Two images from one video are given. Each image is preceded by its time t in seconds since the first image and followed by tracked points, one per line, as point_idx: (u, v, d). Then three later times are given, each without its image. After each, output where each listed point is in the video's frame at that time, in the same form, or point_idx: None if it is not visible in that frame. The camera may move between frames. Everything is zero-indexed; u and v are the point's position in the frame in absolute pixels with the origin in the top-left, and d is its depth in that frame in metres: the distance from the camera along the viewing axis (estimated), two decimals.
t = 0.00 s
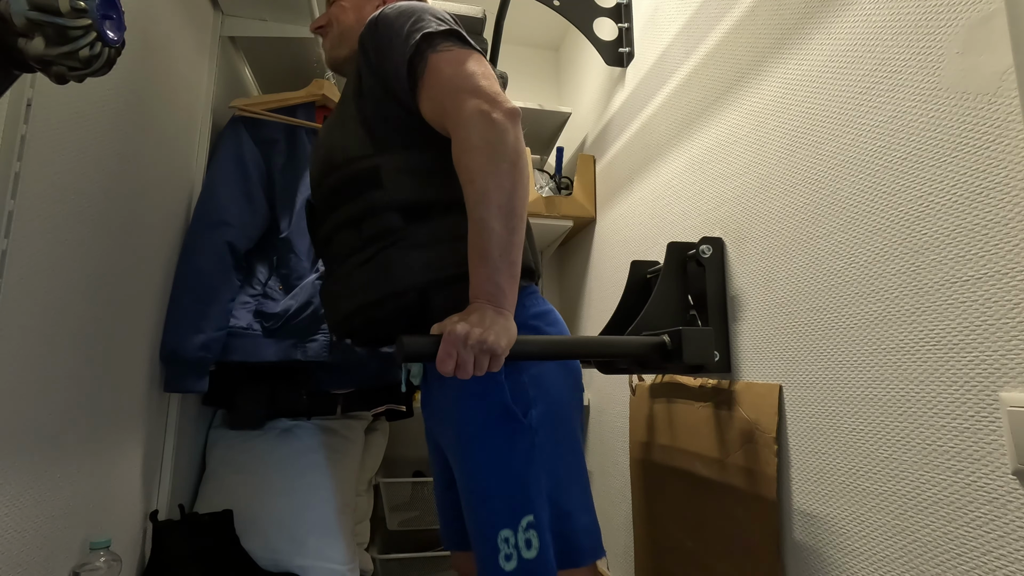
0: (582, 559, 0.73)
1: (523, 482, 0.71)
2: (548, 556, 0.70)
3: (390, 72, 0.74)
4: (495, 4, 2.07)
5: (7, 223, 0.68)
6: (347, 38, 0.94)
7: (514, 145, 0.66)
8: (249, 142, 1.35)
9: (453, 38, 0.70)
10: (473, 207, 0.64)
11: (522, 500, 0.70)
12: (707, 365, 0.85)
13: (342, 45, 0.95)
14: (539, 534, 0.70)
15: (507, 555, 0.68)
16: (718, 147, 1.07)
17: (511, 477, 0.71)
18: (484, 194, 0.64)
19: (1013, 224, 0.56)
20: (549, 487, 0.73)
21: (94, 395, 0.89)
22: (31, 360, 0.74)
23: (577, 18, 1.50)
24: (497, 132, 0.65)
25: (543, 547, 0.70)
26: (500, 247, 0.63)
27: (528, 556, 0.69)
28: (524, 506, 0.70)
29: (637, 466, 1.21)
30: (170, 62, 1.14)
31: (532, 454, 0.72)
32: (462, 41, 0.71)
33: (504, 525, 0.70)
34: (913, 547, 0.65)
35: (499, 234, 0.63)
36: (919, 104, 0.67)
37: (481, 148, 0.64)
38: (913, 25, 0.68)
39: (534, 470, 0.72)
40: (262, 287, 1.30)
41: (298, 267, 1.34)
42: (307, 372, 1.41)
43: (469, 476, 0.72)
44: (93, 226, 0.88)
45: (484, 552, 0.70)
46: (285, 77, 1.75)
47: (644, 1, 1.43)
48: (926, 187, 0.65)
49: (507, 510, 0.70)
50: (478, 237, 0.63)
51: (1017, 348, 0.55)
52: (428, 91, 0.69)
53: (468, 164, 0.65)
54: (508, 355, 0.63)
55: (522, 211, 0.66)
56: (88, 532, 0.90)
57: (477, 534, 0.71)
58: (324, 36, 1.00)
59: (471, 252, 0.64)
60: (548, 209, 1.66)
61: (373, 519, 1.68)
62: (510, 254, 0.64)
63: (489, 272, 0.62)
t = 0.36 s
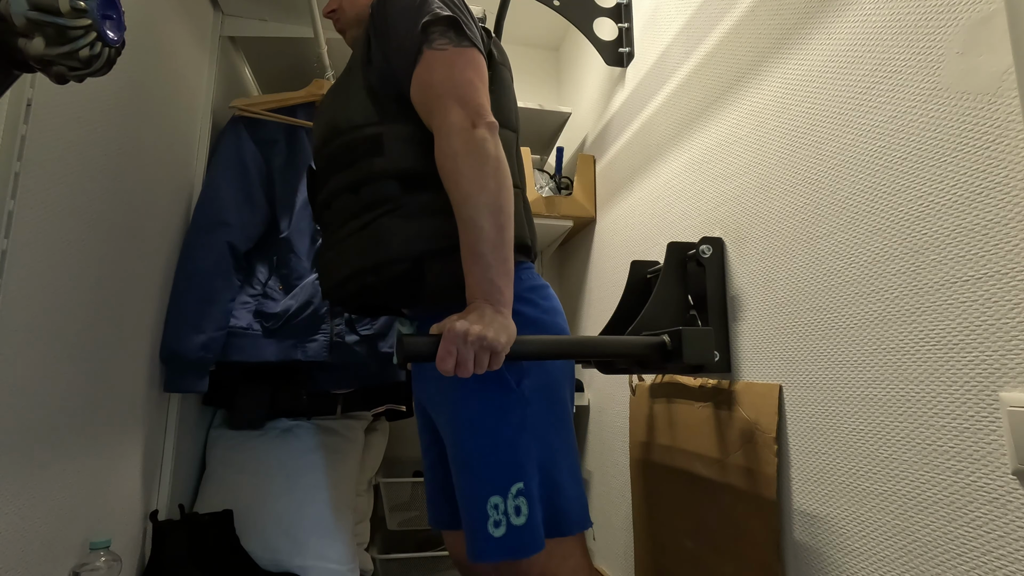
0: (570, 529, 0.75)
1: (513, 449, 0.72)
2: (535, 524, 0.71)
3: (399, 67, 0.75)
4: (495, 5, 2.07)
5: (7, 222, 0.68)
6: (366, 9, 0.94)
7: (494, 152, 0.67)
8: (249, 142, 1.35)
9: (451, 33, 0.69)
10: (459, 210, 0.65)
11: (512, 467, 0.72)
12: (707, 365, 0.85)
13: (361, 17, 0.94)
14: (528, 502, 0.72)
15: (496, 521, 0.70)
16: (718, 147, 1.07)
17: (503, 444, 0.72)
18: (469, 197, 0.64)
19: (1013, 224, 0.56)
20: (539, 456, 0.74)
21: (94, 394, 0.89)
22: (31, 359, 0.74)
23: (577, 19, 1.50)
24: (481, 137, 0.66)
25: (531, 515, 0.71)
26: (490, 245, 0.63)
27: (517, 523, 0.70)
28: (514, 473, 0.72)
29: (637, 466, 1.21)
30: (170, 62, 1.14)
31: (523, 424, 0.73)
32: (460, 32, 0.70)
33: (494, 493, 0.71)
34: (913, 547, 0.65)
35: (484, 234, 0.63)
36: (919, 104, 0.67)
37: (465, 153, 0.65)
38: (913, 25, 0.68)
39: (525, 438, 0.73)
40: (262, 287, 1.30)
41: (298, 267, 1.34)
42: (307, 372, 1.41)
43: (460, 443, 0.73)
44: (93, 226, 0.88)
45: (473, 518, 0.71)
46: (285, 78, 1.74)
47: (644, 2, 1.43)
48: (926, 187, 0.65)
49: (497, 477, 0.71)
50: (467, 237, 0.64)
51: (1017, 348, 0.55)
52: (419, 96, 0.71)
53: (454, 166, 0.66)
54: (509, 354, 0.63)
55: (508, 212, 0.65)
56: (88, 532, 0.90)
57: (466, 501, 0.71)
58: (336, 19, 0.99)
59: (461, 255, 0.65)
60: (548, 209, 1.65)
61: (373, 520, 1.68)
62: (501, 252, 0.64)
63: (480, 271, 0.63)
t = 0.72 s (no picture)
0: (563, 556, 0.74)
1: (510, 475, 0.71)
2: (526, 552, 0.70)
3: (399, 63, 0.73)
4: (495, 5, 2.07)
5: (7, 223, 0.68)
6: (351, 47, 0.92)
7: (519, 149, 0.66)
8: (248, 142, 1.35)
9: (463, 36, 0.70)
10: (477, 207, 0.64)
11: (508, 492, 0.71)
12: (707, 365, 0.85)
13: (351, 58, 0.93)
14: (520, 528, 0.71)
15: (487, 547, 0.68)
16: (718, 147, 1.07)
17: (499, 467, 0.71)
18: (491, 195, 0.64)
19: (1014, 224, 0.56)
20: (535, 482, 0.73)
21: (94, 394, 0.89)
22: (31, 360, 0.74)
23: (576, 19, 1.50)
24: (503, 131, 0.66)
25: (523, 542, 0.70)
26: (502, 245, 0.63)
27: (509, 549, 0.69)
28: (509, 498, 0.70)
29: (637, 466, 1.21)
30: (169, 63, 1.14)
31: (521, 448, 0.72)
32: (470, 36, 0.71)
33: (486, 519, 0.69)
34: (913, 547, 0.65)
35: (502, 237, 0.63)
36: (919, 105, 0.67)
37: (487, 148, 0.65)
38: (913, 25, 0.68)
39: (522, 463, 0.72)
40: (262, 287, 1.30)
41: (298, 267, 1.33)
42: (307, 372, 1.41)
43: (456, 465, 0.71)
44: (92, 225, 0.87)
45: (463, 542, 0.69)
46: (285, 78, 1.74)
47: (644, 2, 1.43)
48: (926, 187, 0.65)
49: (491, 501, 0.70)
50: (480, 234, 0.63)
51: (1017, 348, 0.55)
52: (433, 93, 0.69)
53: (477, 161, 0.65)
54: (508, 354, 0.63)
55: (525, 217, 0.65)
56: (88, 532, 0.90)
57: (457, 525, 0.70)
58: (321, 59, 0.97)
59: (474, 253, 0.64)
60: (548, 209, 1.65)
61: (373, 519, 1.68)
62: (512, 252, 0.64)
63: (489, 271, 0.62)
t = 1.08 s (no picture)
0: None
1: None
2: None
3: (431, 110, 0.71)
4: (495, 4, 2.07)
5: (7, 223, 0.68)
6: (317, 202, 0.83)
7: (585, 158, 0.64)
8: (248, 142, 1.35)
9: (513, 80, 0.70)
10: (523, 213, 0.62)
11: None
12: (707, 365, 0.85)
13: (321, 213, 0.85)
14: None
15: None
16: (718, 147, 1.07)
17: None
18: (539, 208, 0.61)
19: (1014, 224, 0.55)
20: None
21: (94, 394, 0.89)
22: (31, 360, 0.74)
23: (576, 19, 1.50)
24: (578, 139, 0.63)
25: None
26: (532, 256, 0.62)
27: None
28: None
29: (637, 465, 1.21)
30: (169, 63, 1.14)
31: None
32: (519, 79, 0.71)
33: None
34: (913, 547, 0.65)
35: (540, 251, 0.62)
36: (919, 105, 0.67)
37: (555, 154, 0.62)
38: (914, 25, 0.68)
39: None
40: (262, 287, 1.30)
41: (298, 267, 1.37)
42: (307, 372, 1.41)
43: None
44: (92, 226, 0.88)
45: None
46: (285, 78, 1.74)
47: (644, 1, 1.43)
48: (926, 187, 0.65)
49: None
50: (514, 239, 0.62)
51: (1017, 348, 0.55)
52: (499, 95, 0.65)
53: (532, 172, 0.61)
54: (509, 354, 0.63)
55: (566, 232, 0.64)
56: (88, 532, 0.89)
57: None
58: (287, 213, 0.89)
59: (503, 249, 0.62)
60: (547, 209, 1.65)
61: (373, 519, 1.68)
62: (537, 267, 0.62)
63: (510, 275, 0.61)
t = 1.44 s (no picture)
0: None
1: None
2: None
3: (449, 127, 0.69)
4: (495, 5, 2.07)
5: (7, 223, 0.68)
6: (340, 190, 0.85)
7: (606, 177, 0.64)
8: (248, 143, 1.35)
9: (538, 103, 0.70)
10: (538, 226, 0.61)
11: None
12: (706, 365, 0.85)
13: (342, 204, 0.86)
14: None
15: None
16: (718, 147, 1.07)
17: None
18: (553, 216, 0.61)
19: (1014, 223, 0.56)
20: None
21: (94, 394, 0.89)
22: (31, 359, 0.74)
23: (576, 19, 1.50)
24: (601, 164, 0.63)
25: None
26: (541, 268, 0.62)
27: None
28: None
29: (637, 465, 1.21)
30: (170, 63, 1.14)
31: None
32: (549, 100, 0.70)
33: None
34: (913, 547, 0.65)
35: (549, 259, 0.62)
36: (919, 104, 0.67)
37: (580, 176, 0.61)
38: (914, 25, 0.68)
39: None
40: (262, 287, 1.30)
41: (298, 267, 1.36)
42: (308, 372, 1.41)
43: None
44: (93, 226, 0.88)
45: None
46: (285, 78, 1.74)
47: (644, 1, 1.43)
48: (926, 187, 0.65)
49: None
50: (526, 249, 0.61)
51: (1017, 348, 0.55)
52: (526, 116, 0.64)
53: (551, 179, 0.61)
54: (509, 354, 0.64)
55: (577, 246, 0.63)
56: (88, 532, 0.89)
57: None
58: (309, 203, 0.91)
59: (512, 250, 0.62)
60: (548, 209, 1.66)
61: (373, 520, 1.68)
62: (544, 279, 0.62)
63: (517, 284, 0.61)
